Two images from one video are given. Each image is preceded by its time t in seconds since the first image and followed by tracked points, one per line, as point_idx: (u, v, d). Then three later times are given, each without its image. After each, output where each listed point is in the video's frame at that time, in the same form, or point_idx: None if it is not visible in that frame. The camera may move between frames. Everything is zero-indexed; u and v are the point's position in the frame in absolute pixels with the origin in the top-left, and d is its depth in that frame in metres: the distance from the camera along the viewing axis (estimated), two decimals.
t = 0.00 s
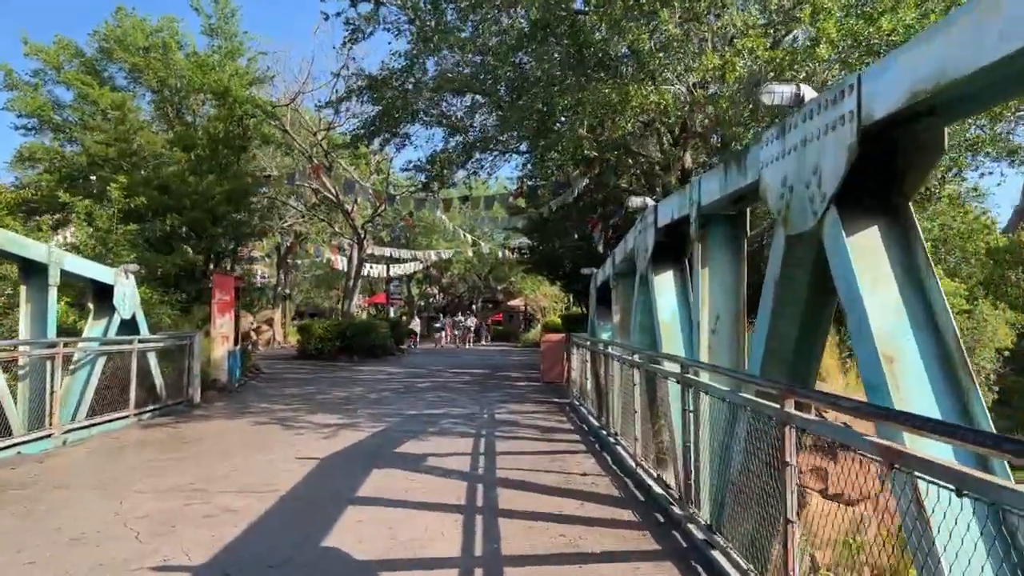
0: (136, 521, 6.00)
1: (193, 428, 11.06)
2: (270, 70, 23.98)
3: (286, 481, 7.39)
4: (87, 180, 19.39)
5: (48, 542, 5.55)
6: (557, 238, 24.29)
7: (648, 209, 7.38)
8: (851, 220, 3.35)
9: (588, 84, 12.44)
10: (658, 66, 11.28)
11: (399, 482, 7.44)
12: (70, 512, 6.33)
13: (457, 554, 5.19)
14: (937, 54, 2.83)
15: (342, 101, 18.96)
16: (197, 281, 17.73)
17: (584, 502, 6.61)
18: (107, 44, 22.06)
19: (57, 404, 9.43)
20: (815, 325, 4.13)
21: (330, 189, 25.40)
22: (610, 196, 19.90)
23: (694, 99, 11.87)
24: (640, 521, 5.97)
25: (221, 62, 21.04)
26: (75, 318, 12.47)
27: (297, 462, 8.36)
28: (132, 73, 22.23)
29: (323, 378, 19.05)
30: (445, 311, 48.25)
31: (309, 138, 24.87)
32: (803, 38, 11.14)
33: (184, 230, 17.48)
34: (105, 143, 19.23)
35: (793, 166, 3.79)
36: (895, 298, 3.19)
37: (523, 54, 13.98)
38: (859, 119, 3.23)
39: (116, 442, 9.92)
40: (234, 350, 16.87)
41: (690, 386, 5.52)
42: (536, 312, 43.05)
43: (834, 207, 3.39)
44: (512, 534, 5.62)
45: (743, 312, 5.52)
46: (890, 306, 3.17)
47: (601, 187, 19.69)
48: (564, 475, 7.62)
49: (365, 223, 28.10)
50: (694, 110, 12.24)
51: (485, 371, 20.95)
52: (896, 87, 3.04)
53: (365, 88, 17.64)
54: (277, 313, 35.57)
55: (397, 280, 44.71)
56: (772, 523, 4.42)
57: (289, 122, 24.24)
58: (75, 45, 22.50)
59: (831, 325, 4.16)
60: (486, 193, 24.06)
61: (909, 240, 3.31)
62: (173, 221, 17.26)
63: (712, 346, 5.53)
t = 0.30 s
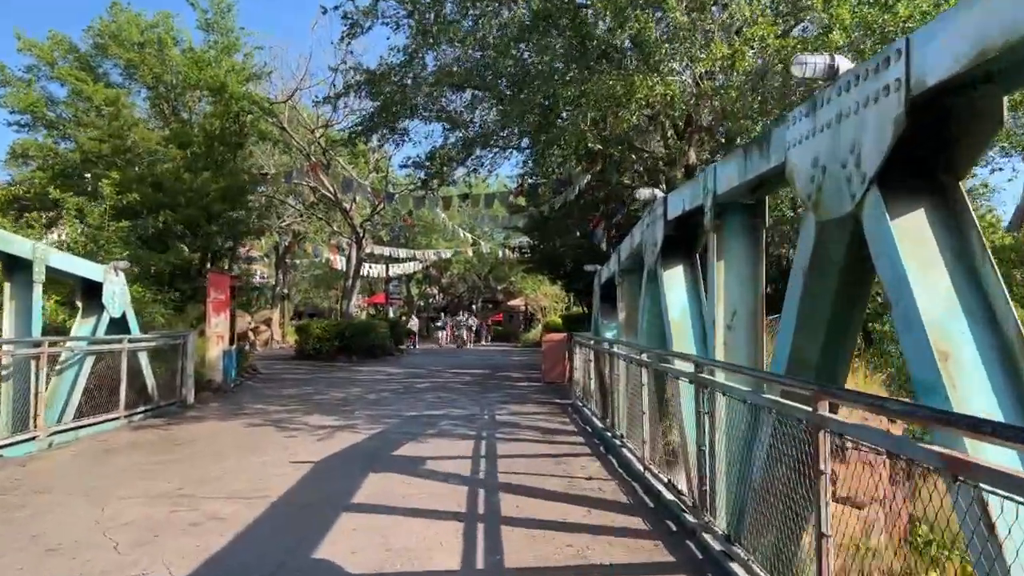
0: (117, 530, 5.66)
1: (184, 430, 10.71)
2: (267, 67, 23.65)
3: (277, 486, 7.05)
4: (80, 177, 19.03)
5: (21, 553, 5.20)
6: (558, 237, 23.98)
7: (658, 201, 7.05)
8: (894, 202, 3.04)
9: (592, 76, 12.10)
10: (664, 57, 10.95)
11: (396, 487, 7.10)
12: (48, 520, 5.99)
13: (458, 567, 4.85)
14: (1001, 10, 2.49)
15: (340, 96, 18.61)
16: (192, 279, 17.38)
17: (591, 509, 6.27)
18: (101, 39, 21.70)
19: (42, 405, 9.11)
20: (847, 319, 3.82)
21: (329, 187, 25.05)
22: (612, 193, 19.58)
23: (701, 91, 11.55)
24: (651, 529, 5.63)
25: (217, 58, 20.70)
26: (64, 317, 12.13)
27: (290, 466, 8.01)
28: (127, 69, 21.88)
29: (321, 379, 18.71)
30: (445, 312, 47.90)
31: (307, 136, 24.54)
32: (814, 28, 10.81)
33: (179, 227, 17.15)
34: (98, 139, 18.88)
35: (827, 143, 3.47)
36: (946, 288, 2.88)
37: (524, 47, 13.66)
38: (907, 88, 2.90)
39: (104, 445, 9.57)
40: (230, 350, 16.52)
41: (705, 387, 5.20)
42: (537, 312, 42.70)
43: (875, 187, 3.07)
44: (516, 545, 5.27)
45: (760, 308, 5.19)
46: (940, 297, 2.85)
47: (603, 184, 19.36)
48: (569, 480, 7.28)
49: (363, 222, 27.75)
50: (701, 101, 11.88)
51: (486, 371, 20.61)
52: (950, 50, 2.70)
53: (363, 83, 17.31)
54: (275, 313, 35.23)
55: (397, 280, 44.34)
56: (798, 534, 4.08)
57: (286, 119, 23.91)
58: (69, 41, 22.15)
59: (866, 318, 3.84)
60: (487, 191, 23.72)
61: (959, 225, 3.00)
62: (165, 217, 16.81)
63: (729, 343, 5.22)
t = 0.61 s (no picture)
0: (92, 551, 5.30)
1: (174, 437, 10.35)
2: (264, 65, 23.32)
3: (266, 500, 6.68)
4: (73, 177, 18.68)
5: None
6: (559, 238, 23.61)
7: (668, 199, 6.69)
8: (949, 194, 2.69)
9: (595, 71, 11.74)
10: (670, 51, 10.60)
11: (392, 500, 6.73)
12: (21, 539, 5.63)
13: None
14: None
15: (337, 94, 18.26)
16: (187, 281, 17.02)
17: (598, 525, 5.90)
18: (95, 37, 21.35)
19: (23, 412, 8.76)
20: (887, 323, 3.48)
21: (326, 187, 24.70)
22: (615, 193, 19.23)
23: (708, 85, 11.21)
24: (663, 549, 5.27)
25: (213, 56, 20.37)
26: (51, 321, 11.77)
27: (281, 477, 7.65)
28: (121, 67, 21.53)
29: (318, 382, 18.35)
30: (444, 313, 47.57)
31: (304, 135, 24.20)
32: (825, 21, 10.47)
33: (172, 228, 16.79)
34: (91, 138, 18.53)
35: (869, 130, 3.10)
36: (1013, 289, 2.53)
37: (525, 42, 13.34)
38: (968, 67, 2.51)
39: (89, 454, 9.20)
40: (224, 353, 16.16)
41: (722, 397, 4.85)
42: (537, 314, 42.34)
43: (928, 179, 2.72)
44: (518, 568, 4.91)
45: (782, 312, 4.85)
46: (1007, 299, 2.51)
47: (606, 184, 19.00)
48: (574, 492, 6.92)
49: (362, 222, 27.40)
50: (708, 96, 11.52)
51: (486, 375, 20.24)
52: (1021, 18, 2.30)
53: (360, 80, 16.95)
54: (273, 315, 34.88)
55: (396, 282, 43.99)
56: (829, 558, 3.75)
57: (283, 118, 23.58)
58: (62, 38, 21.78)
59: (905, 324, 3.51)
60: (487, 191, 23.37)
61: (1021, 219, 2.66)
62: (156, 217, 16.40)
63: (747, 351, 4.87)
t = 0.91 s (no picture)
0: (71, 567, 4.95)
1: (166, 442, 10.00)
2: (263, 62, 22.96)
3: (259, 510, 6.33)
4: (68, 175, 18.33)
5: None
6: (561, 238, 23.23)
7: (683, 191, 6.34)
8: None
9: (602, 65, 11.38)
10: (681, 42, 10.24)
11: (392, 510, 6.37)
12: None
13: None
14: None
15: (337, 91, 17.91)
16: (183, 281, 16.68)
17: (612, 538, 5.56)
18: (91, 33, 21.00)
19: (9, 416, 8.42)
20: (941, 322, 3.14)
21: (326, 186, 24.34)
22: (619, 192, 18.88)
23: (719, 78, 10.85)
24: (684, 566, 4.92)
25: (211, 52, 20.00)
26: (41, 321, 11.44)
27: (275, 484, 7.30)
28: (118, 63, 21.18)
29: (316, 385, 17.99)
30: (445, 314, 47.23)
31: (304, 134, 23.85)
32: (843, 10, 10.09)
33: (169, 227, 16.45)
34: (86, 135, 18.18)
35: (930, 103, 2.77)
36: None
37: (529, 35, 12.98)
38: None
39: (77, 459, 8.85)
40: (221, 355, 15.81)
41: (749, 403, 4.48)
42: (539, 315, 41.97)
43: (1010, 155, 2.37)
44: None
45: (812, 313, 4.51)
46: None
47: (611, 182, 18.65)
48: (585, 502, 6.58)
49: (362, 222, 27.05)
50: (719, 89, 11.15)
51: (488, 376, 19.87)
52: None
53: (360, 77, 16.60)
54: (273, 316, 34.53)
55: (397, 282, 43.63)
56: None
57: (282, 116, 23.22)
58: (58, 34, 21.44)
59: (960, 324, 3.16)
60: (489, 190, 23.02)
61: None
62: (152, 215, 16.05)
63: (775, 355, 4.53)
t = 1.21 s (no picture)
0: None
1: (157, 450, 9.64)
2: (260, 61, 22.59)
3: (251, 527, 5.98)
4: (60, 174, 17.96)
5: None
6: (563, 239, 22.83)
7: (700, 189, 5.99)
8: None
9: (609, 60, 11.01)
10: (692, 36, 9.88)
11: (392, 527, 6.02)
12: None
13: None
14: None
15: (335, 89, 17.56)
16: (178, 283, 16.33)
17: (625, 559, 5.22)
18: (85, 30, 20.61)
19: None
20: (1004, 334, 2.79)
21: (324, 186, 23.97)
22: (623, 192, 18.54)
23: (730, 74, 10.49)
24: None
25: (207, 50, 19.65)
26: (29, 325, 11.08)
27: (269, 498, 6.94)
28: (112, 62, 20.81)
29: (314, 388, 17.64)
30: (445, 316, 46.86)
31: (302, 133, 23.47)
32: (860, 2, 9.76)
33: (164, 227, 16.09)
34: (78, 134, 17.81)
35: (1006, 83, 2.43)
36: None
37: (532, 30, 12.62)
38: None
39: (63, 470, 8.50)
40: (216, 358, 15.45)
41: (778, 418, 4.13)
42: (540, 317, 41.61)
43: None
44: None
45: (845, 319, 4.17)
46: None
47: (614, 182, 18.31)
48: (595, 517, 6.23)
49: (361, 222, 26.69)
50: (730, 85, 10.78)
51: (489, 380, 19.51)
52: None
53: (359, 74, 16.24)
54: (272, 318, 34.18)
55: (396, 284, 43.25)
56: None
57: (279, 115, 22.84)
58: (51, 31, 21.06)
59: None
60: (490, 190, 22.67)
61: None
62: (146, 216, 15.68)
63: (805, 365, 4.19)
